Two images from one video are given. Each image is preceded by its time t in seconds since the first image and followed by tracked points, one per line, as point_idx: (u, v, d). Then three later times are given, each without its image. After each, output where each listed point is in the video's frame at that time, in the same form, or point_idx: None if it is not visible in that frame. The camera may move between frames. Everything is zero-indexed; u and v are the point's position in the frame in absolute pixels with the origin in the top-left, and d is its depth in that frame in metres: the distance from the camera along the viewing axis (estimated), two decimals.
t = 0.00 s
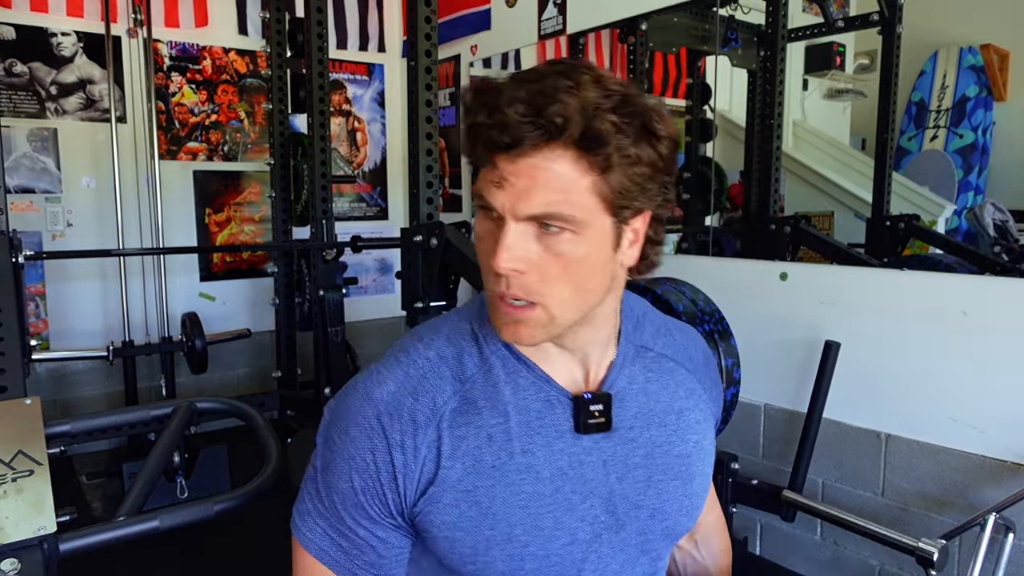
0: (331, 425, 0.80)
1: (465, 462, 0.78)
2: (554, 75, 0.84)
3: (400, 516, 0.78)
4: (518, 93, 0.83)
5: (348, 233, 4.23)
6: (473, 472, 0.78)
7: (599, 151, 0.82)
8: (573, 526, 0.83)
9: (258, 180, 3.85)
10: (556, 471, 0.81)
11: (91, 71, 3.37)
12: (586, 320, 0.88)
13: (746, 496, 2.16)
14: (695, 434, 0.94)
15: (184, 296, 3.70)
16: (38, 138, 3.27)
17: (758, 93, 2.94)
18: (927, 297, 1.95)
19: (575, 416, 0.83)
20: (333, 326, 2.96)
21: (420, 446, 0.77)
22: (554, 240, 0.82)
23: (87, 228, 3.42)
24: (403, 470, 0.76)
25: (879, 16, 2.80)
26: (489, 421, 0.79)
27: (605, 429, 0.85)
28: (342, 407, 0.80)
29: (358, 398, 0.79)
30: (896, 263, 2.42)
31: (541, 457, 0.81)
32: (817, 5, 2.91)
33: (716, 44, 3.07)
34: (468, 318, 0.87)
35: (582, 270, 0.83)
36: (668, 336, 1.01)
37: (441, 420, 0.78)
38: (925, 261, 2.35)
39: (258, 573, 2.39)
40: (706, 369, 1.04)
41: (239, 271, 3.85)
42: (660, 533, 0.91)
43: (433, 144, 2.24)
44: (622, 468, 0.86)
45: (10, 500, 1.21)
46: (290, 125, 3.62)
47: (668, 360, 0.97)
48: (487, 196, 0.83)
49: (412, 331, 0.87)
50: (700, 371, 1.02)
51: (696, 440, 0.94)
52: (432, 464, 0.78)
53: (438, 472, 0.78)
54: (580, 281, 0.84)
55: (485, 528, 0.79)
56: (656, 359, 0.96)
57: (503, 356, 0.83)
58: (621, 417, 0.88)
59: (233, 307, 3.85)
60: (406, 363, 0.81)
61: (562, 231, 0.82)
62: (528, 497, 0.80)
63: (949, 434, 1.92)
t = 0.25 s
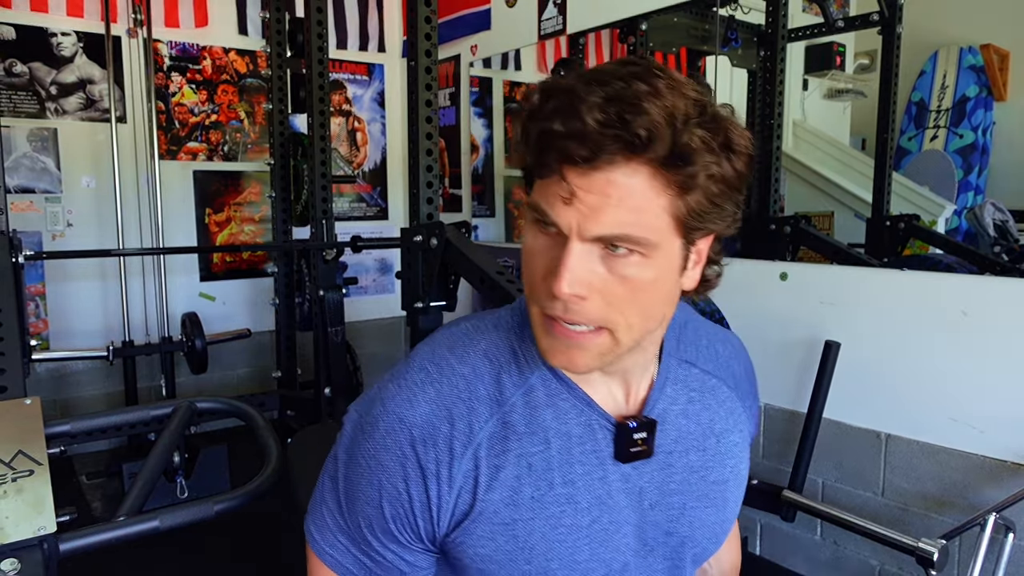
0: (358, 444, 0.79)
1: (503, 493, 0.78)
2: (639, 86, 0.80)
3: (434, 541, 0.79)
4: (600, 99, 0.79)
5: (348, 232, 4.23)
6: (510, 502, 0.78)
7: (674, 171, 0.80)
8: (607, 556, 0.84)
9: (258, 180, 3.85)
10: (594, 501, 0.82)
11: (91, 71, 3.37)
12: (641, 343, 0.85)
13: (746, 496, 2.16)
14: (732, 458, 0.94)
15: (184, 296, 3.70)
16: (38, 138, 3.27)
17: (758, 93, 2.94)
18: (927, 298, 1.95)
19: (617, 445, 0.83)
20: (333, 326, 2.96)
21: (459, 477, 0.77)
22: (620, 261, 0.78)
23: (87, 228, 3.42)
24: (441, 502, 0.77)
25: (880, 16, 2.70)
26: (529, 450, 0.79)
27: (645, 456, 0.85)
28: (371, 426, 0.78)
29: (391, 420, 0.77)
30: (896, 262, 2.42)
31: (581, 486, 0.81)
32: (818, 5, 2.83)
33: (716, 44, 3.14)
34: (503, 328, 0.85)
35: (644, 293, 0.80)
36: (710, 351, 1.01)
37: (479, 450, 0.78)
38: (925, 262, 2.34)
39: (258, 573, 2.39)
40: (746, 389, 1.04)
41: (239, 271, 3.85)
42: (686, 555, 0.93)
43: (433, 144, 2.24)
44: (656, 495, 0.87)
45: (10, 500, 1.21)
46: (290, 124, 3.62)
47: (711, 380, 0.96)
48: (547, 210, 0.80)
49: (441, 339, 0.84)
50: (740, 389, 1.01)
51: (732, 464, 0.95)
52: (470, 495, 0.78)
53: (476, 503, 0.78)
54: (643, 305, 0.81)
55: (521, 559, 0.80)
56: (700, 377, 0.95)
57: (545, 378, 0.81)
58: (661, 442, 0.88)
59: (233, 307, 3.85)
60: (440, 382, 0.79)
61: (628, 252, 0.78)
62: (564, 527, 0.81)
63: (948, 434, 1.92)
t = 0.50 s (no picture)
0: (375, 452, 0.77)
1: (529, 505, 0.76)
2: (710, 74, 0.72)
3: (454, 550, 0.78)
4: (692, 92, 0.68)
5: (348, 232, 4.24)
6: (536, 514, 0.76)
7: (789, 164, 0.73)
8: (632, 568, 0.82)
9: (258, 180, 3.85)
10: (621, 512, 0.79)
11: (91, 71, 3.37)
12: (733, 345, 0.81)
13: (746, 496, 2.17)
14: (753, 466, 0.92)
15: (184, 296, 3.70)
16: (38, 138, 3.27)
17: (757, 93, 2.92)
18: (927, 298, 1.95)
19: (647, 455, 0.80)
20: (333, 326, 2.96)
21: (481, 489, 0.75)
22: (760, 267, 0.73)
23: (87, 228, 3.42)
24: (461, 514, 0.75)
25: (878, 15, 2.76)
26: (555, 461, 0.76)
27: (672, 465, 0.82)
28: (389, 435, 0.77)
29: (411, 429, 0.76)
30: (896, 262, 2.43)
31: (609, 498, 0.79)
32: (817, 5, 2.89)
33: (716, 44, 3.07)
34: (527, 332, 0.82)
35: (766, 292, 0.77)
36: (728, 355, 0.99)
37: (502, 460, 0.75)
38: (925, 261, 2.35)
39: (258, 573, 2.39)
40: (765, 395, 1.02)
41: (239, 271, 3.85)
42: (707, 564, 0.92)
43: (433, 144, 2.24)
44: (680, 505, 0.85)
45: (10, 500, 1.21)
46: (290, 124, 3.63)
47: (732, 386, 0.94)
48: (693, 230, 0.68)
49: (461, 341, 0.82)
50: (758, 395, 1.00)
51: (752, 472, 0.93)
52: (493, 506, 0.76)
53: (499, 515, 0.76)
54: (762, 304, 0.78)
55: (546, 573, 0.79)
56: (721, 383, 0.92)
57: (574, 388, 0.78)
58: (687, 449, 0.86)
59: (233, 307, 3.85)
60: (461, 389, 0.77)
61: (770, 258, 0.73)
62: (590, 540, 0.79)
63: (948, 434, 1.92)
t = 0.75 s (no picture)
0: (381, 423, 0.79)
1: (535, 478, 0.77)
2: (736, 69, 0.78)
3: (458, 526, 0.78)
4: (719, 85, 0.74)
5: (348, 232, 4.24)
6: (541, 487, 0.77)
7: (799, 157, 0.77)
8: (638, 551, 0.82)
9: (258, 180, 3.85)
10: (626, 490, 0.81)
11: (91, 71, 3.37)
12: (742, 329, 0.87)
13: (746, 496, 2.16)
14: (756, 455, 0.94)
15: (184, 296, 3.70)
16: (37, 138, 3.27)
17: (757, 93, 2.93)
18: (927, 298, 1.95)
19: (653, 433, 0.82)
20: (333, 326, 2.96)
21: (488, 458, 0.76)
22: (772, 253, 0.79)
23: (87, 228, 3.42)
24: (468, 485, 0.76)
25: (879, 16, 2.81)
26: (560, 433, 0.78)
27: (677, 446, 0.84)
28: (395, 405, 0.78)
29: (418, 398, 0.77)
30: (896, 262, 2.42)
31: (615, 474, 0.80)
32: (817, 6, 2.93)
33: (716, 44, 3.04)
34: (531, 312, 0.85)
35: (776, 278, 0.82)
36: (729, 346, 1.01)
37: (509, 430, 0.77)
38: (925, 262, 2.35)
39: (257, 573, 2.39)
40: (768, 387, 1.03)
41: (239, 271, 3.85)
42: (710, 554, 0.92)
43: (433, 144, 2.24)
44: (684, 488, 0.86)
45: (10, 500, 1.21)
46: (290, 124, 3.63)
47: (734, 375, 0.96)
48: (707, 215, 0.74)
49: (466, 320, 0.85)
50: (761, 387, 1.01)
51: (755, 461, 0.94)
52: (500, 479, 0.77)
53: (505, 488, 0.77)
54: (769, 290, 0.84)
55: (553, 551, 0.79)
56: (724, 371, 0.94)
57: (580, 365, 0.82)
58: (691, 432, 0.87)
59: (232, 307, 3.85)
60: (468, 362, 0.80)
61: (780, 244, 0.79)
62: (596, 516, 0.79)
63: (949, 434, 1.92)
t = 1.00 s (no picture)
0: (372, 431, 0.78)
1: (528, 483, 0.77)
2: (718, 56, 0.78)
3: (452, 534, 0.78)
4: (700, 76, 0.75)
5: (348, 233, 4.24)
6: (534, 492, 0.77)
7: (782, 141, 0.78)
8: (632, 555, 0.82)
9: (258, 180, 3.85)
10: (619, 492, 0.81)
11: (91, 71, 3.37)
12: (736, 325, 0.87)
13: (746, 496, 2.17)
14: (748, 456, 0.94)
15: (184, 296, 3.70)
16: (37, 138, 3.27)
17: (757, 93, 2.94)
18: (927, 298, 1.95)
19: (643, 436, 0.83)
20: (333, 326, 2.96)
21: (480, 464, 0.76)
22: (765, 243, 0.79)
23: (87, 227, 3.42)
24: (460, 490, 0.76)
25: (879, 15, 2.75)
26: (551, 437, 0.79)
27: (668, 448, 0.84)
28: (386, 413, 0.78)
29: (408, 405, 0.77)
30: (896, 262, 2.42)
31: (608, 478, 0.80)
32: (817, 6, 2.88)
33: (716, 44, 3.08)
34: (520, 317, 0.86)
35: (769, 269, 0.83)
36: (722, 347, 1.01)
37: (500, 434, 0.77)
38: (925, 261, 2.35)
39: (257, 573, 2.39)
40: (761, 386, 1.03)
41: (239, 271, 3.85)
42: (705, 556, 0.92)
43: (433, 144, 2.24)
44: (677, 490, 0.86)
45: (10, 500, 1.21)
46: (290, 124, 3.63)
47: (726, 375, 0.96)
48: (699, 200, 0.75)
49: (455, 327, 0.85)
50: (754, 385, 1.01)
51: (748, 461, 0.94)
52: (492, 484, 0.77)
53: (498, 493, 0.77)
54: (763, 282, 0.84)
55: (548, 556, 0.79)
56: (716, 372, 0.95)
57: (569, 369, 0.82)
58: (683, 434, 0.87)
59: (233, 306, 3.85)
60: (458, 367, 0.80)
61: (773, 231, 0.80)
62: (589, 521, 0.79)
63: (948, 434, 1.92)
